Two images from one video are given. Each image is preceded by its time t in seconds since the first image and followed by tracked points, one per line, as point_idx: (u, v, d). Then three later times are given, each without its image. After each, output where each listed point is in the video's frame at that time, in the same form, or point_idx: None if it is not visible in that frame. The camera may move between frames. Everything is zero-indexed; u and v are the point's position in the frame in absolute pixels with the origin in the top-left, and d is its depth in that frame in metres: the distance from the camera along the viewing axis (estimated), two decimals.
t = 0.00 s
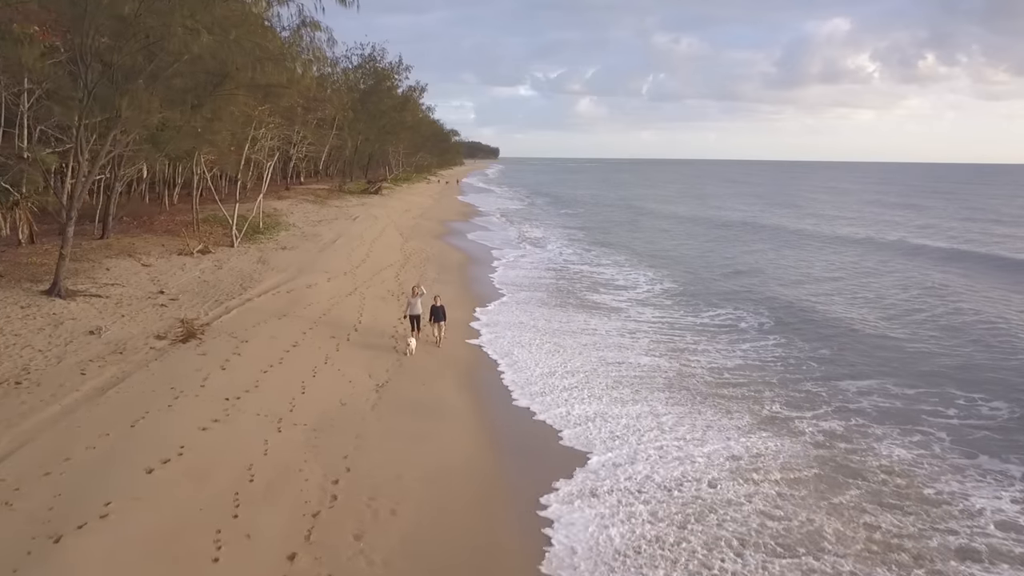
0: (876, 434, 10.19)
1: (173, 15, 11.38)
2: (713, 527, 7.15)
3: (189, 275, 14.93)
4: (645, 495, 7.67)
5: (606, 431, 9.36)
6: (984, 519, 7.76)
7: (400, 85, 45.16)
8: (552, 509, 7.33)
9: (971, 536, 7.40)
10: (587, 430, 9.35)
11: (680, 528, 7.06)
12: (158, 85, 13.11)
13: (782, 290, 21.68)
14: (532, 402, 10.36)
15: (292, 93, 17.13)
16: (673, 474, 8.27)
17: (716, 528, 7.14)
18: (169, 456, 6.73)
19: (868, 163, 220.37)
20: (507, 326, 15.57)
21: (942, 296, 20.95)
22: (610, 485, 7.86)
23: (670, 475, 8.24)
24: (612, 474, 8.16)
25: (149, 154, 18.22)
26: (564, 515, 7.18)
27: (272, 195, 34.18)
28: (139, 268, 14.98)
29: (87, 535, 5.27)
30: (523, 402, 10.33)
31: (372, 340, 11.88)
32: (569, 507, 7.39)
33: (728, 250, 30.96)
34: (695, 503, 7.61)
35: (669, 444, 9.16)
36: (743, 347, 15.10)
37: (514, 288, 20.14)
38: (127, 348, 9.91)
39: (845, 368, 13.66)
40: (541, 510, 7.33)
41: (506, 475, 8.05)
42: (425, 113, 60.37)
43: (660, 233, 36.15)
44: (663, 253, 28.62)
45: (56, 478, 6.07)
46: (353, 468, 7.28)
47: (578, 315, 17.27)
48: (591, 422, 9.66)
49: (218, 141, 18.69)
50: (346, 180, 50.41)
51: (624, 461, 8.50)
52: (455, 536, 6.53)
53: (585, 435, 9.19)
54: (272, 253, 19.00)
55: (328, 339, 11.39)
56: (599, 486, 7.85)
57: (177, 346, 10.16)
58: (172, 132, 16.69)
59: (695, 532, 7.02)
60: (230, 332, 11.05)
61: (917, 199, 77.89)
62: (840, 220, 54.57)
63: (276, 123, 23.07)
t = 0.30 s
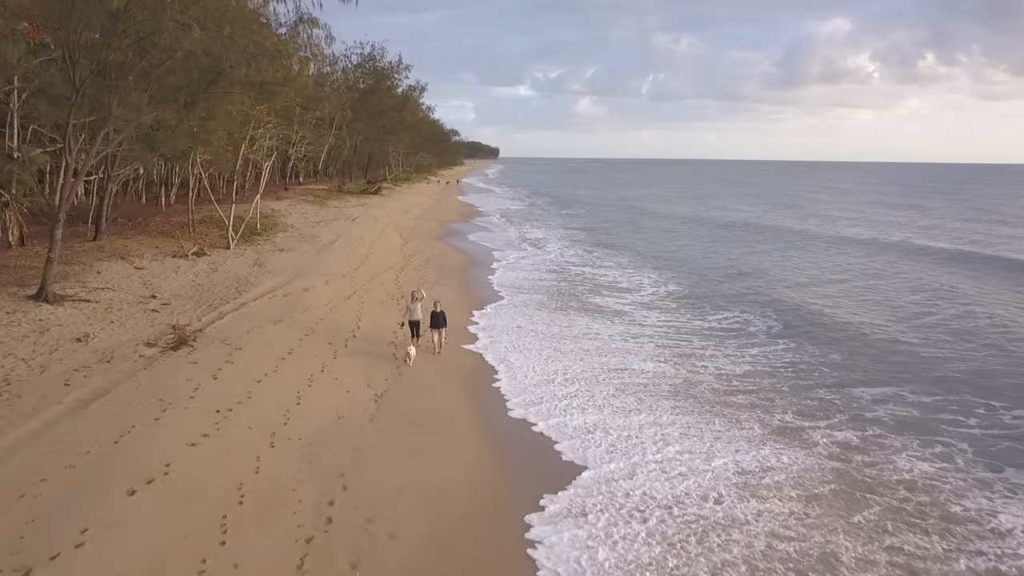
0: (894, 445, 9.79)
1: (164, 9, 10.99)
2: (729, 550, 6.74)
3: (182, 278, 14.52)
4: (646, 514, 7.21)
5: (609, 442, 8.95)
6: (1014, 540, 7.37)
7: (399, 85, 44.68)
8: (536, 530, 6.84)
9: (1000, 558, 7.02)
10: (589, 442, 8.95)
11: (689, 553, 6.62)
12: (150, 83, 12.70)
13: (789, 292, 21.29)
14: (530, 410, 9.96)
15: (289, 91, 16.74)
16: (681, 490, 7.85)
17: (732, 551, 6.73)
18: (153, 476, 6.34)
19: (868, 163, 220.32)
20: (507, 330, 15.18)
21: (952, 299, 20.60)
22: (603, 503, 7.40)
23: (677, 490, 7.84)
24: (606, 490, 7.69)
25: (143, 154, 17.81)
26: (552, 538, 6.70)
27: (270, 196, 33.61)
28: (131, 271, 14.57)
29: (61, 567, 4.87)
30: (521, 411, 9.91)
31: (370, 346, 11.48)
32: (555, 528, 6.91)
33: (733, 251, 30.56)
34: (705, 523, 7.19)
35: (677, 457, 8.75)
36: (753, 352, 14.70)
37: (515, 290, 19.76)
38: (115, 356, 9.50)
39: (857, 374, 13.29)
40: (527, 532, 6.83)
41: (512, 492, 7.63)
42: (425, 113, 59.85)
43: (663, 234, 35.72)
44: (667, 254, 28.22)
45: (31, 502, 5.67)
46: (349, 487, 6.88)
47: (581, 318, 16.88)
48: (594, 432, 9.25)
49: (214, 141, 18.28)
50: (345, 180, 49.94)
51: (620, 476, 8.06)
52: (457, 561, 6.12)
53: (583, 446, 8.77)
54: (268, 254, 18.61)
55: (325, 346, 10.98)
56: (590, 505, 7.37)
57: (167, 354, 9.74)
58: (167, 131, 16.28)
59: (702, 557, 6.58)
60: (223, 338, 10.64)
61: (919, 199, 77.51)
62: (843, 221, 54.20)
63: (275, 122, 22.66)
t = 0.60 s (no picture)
0: (903, 451, 9.60)
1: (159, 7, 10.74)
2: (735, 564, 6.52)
3: (179, 280, 14.31)
4: (644, 524, 7.01)
5: (609, 448, 8.77)
6: None
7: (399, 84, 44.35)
8: (529, 542, 6.60)
9: (1017, 570, 6.81)
10: (588, 447, 8.76)
11: (691, 566, 6.42)
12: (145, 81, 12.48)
13: (792, 293, 21.11)
14: (529, 415, 9.76)
15: (287, 91, 16.47)
16: (685, 499, 7.66)
17: (737, 564, 6.52)
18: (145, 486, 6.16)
19: (867, 163, 220.30)
20: (507, 332, 14.97)
21: (957, 301, 20.41)
22: (597, 513, 7.17)
23: (679, 499, 7.64)
24: (601, 499, 7.47)
25: (139, 154, 17.57)
26: (544, 550, 6.47)
27: (269, 196, 33.36)
28: (127, 273, 14.37)
29: None
30: (518, 416, 9.71)
31: (369, 350, 11.29)
32: (547, 540, 6.68)
33: (735, 252, 30.33)
34: (708, 534, 6.99)
35: (681, 464, 8.56)
36: (756, 355, 14.50)
37: (515, 292, 19.57)
38: (108, 361, 9.30)
39: (864, 378, 13.09)
40: (526, 542, 6.63)
41: (514, 501, 7.43)
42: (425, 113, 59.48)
43: (665, 234, 35.50)
44: (669, 255, 28.00)
45: (18, 515, 5.50)
46: (348, 497, 6.68)
47: (582, 320, 16.69)
48: (594, 437, 9.06)
49: (211, 141, 18.03)
50: (345, 180, 49.63)
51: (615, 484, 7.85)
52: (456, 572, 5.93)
53: (581, 453, 8.58)
54: (266, 256, 18.41)
55: (322, 350, 10.76)
56: (583, 515, 7.15)
57: (161, 359, 9.54)
58: (163, 131, 16.04)
59: (703, 571, 6.37)
60: (219, 342, 10.43)
61: (920, 199, 77.32)
62: (844, 221, 54.05)
63: (273, 123, 22.42)
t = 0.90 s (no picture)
0: (924, 464, 9.20)
1: None
2: None
3: (170, 284, 13.87)
4: (649, 547, 6.61)
5: (612, 461, 8.38)
6: None
7: (398, 84, 43.87)
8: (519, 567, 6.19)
9: None
10: (589, 460, 8.36)
11: None
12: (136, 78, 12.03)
13: (798, 296, 20.71)
14: (528, 426, 9.35)
15: (282, 89, 16.02)
16: (695, 517, 7.27)
17: None
18: (126, 511, 5.77)
19: (865, 163, 220.27)
20: (506, 337, 14.54)
21: (966, 303, 20.05)
22: (587, 531, 6.82)
23: (689, 518, 7.23)
24: (593, 517, 7.09)
25: (131, 153, 17.13)
26: None
27: (266, 196, 32.89)
28: (117, 277, 13.94)
29: None
30: (516, 426, 9.31)
31: (366, 358, 10.87)
32: (539, 564, 6.26)
33: (738, 253, 29.95)
34: (716, 558, 6.60)
35: (691, 479, 8.16)
36: (766, 361, 14.09)
37: (516, 295, 19.15)
38: (93, 371, 8.87)
39: (877, 385, 12.70)
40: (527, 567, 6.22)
41: (520, 521, 7.01)
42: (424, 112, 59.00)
43: (667, 235, 35.09)
44: (672, 256, 27.59)
45: None
46: (343, 519, 6.30)
47: (585, 324, 16.28)
48: (597, 450, 8.67)
49: (205, 140, 17.58)
50: (343, 180, 49.15)
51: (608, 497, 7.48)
52: None
53: (585, 468, 8.16)
54: (260, 258, 17.99)
55: (317, 358, 10.34)
56: (572, 534, 6.77)
57: (148, 368, 9.12)
58: (154, 131, 15.60)
59: None
60: (210, 350, 10.02)
61: (921, 200, 77.13)
62: (845, 221, 53.77)
63: (269, 122, 21.98)
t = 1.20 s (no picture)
0: (946, 478, 8.81)
1: None
2: None
3: (162, 288, 13.45)
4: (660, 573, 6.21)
5: (616, 477, 7.98)
6: None
7: (397, 83, 43.46)
8: None
9: None
10: (595, 476, 7.95)
11: None
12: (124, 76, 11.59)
13: (804, 298, 20.32)
14: (530, 438, 8.94)
15: (278, 87, 15.55)
16: (709, 539, 6.87)
17: None
18: (103, 539, 5.36)
19: (865, 163, 220.21)
20: (506, 342, 14.14)
21: (975, 306, 19.67)
22: (589, 553, 6.43)
23: (702, 541, 6.84)
24: (601, 538, 6.68)
25: (122, 153, 16.70)
26: None
27: (263, 197, 32.46)
28: (108, 280, 13.54)
29: None
30: (515, 438, 8.91)
31: (363, 366, 10.47)
32: None
33: (741, 254, 29.54)
34: None
35: (700, 496, 7.78)
36: (775, 366, 13.69)
37: (516, 298, 18.74)
38: (76, 381, 8.46)
39: (891, 392, 12.30)
40: None
41: (523, 542, 6.62)
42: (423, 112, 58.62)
43: (668, 236, 34.71)
44: (674, 258, 27.21)
45: None
46: (337, 546, 5.90)
47: (587, 328, 15.87)
48: (602, 464, 8.26)
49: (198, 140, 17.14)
50: (341, 181, 48.71)
51: (612, 515, 7.09)
52: None
53: (589, 484, 7.75)
54: (256, 260, 17.59)
55: (312, 366, 9.93)
56: (578, 558, 6.36)
57: (135, 378, 8.70)
58: (146, 129, 15.15)
59: None
60: (200, 358, 9.61)
61: (921, 200, 76.89)
62: (846, 222, 53.44)
63: (266, 121, 21.53)
